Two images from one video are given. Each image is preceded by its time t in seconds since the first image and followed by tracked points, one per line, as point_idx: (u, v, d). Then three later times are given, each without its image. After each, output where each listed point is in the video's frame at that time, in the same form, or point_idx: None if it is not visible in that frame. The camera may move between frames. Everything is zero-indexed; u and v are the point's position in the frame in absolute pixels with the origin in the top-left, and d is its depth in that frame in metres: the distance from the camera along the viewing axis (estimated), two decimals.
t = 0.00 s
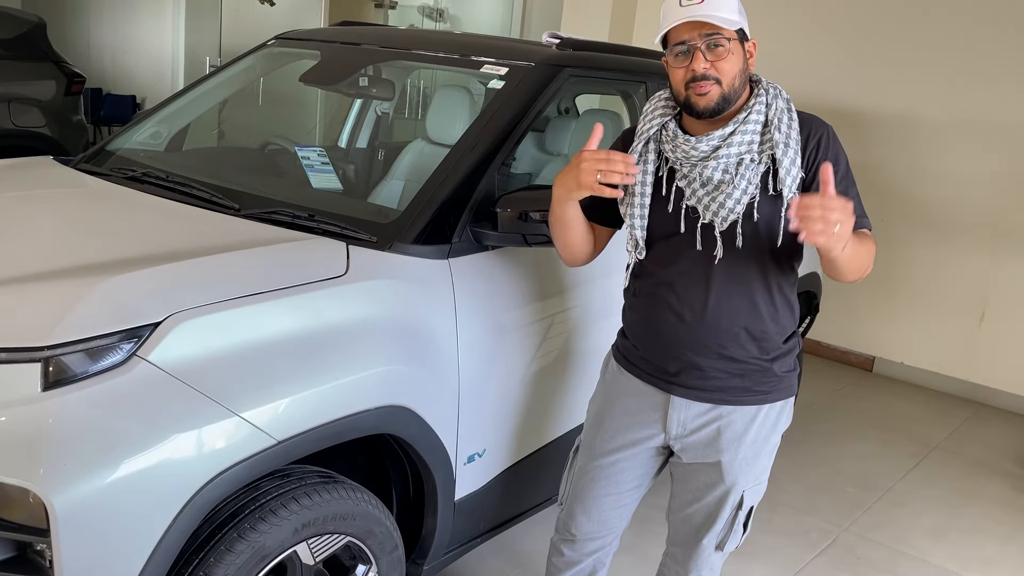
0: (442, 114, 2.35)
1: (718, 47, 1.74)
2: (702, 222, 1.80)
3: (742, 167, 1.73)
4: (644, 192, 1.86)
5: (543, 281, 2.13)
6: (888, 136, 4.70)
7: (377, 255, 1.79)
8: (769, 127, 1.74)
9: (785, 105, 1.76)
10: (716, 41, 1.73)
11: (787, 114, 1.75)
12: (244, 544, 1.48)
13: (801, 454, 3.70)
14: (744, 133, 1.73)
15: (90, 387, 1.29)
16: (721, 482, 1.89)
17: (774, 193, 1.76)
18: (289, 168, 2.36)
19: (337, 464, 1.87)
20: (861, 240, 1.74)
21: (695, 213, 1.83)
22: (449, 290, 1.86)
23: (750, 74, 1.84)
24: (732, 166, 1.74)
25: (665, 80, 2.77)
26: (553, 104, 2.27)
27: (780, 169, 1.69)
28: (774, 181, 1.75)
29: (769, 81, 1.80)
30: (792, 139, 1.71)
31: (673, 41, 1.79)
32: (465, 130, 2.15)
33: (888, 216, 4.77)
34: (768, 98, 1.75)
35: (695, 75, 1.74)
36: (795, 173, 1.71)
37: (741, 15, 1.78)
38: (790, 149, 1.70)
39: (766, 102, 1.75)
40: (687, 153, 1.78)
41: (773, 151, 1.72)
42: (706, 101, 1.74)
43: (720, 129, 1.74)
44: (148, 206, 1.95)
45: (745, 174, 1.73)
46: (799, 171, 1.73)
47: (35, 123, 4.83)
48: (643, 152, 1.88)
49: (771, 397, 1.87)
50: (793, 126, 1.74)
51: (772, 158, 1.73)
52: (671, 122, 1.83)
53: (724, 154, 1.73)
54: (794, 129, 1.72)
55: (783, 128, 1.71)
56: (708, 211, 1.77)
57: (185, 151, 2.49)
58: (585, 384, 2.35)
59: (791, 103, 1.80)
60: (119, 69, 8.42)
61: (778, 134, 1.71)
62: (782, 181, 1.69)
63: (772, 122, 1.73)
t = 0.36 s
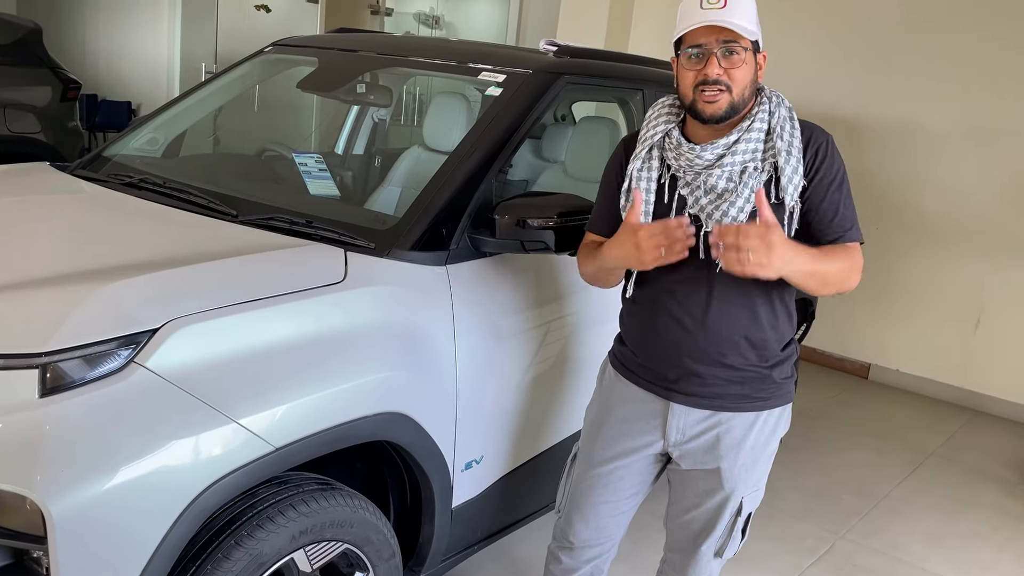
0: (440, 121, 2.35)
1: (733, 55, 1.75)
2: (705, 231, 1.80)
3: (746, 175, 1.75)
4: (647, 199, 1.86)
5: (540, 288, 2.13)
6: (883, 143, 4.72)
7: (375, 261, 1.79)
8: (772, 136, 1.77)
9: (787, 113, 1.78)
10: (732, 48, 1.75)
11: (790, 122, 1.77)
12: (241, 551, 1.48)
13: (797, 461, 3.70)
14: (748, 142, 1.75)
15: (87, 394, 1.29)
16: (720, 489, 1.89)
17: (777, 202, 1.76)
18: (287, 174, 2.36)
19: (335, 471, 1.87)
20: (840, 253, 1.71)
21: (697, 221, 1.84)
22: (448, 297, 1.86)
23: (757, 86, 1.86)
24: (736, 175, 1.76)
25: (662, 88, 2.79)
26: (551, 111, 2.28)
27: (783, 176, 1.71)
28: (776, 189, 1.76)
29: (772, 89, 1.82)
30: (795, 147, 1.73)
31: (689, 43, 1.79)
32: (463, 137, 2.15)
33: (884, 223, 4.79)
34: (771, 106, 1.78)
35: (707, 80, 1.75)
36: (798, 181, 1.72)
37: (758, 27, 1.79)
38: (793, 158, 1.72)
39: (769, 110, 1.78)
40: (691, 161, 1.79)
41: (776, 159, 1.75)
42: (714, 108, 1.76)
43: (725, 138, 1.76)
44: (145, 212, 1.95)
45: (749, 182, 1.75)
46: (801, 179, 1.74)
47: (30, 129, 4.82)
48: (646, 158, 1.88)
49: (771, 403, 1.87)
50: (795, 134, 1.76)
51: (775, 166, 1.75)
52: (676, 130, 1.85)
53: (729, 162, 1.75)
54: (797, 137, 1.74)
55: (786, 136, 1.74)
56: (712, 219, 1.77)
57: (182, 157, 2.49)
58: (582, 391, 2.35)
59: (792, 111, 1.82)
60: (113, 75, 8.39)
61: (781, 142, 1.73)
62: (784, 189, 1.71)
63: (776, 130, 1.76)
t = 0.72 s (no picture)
0: (438, 127, 2.35)
1: (739, 62, 1.75)
2: (707, 240, 1.81)
3: (749, 186, 1.75)
4: (649, 207, 1.85)
5: (539, 296, 2.13)
6: (880, 149, 4.73)
7: (373, 268, 1.79)
8: (776, 147, 1.77)
9: (792, 126, 1.79)
10: (738, 55, 1.75)
11: (795, 135, 1.77)
12: (238, 559, 1.47)
13: (795, 467, 3.70)
14: (753, 153, 1.75)
15: (82, 402, 1.28)
16: (720, 497, 1.88)
17: (780, 216, 1.77)
18: (285, 181, 2.36)
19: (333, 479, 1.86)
20: (840, 272, 1.75)
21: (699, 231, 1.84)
22: (447, 304, 1.86)
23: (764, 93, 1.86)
24: (740, 185, 1.76)
25: (659, 95, 2.79)
26: (548, 117, 2.28)
27: (787, 191, 1.71)
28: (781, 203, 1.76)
29: (778, 100, 1.82)
30: (799, 161, 1.74)
31: (695, 49, 1.80)
32: (461, 143, 2.15)
33: (880, 229, 4.80)
34: (777, 118, 1.78)
35: (712, 87, 1.75)
36: (801, 195, 1.73)
37: (765, 33, 1.79)
38: (798, 171, 1.73)
39: (774, 121, 1.78)
40: (695, 169, 1.79)
41: (780, 172, 1.75)
42: (720, 115, 1.76)
43: (729, 148, 1.76)
44: (142, 219, 1.95)
45: (753, 194, 1.75)
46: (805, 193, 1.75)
47: (27, 135, 4.82)
48: (649, 165, 1.87)
49: (771, 412, 1.86)
50: (801, 148, 1.76)
51: (779, 179, 1.75)
52: (680, 136, 1.85)
53: (733, 173, 1.75)
54: (802, 151, 1.75)
55: (791, 150, 1.74)
56: (714, 229, 1.78)
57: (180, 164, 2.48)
58: (580, 398, 2.35)
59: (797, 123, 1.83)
60: (110, 81, 8.37)
61: (787, 155, 1.73)
62: (788, 202, 1.72)
63: (781, 142, 1.76)
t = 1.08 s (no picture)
0: (435, 130, 2.35)
1: (729, 61, 1.75)
2: (703, 240, 1.81)
3: (746, 188, 1.76)
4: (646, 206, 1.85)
5: (532, 298, 2.12)
6: (877, 151, 4.73)
7: (371, 271, 1.79)
8: (773, 148, 1.76)
9: (790, 126, 1.77)
10: (727, 54, 1.75)
11: (793, 136, 1.75)
12: (234, 565, 1.46)
13: (794, 469, 3.70)
14: (749, 154, 1.74)
15: (77, 407, 1.28)
16: (715, 501, 1.89)
17: (778, 218, 1.79)
18: (282, 184, 2.36)
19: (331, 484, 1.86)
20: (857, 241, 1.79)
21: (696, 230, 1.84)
22: (442, 305, 1.86)
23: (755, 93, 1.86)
24: (736, 186, 1.77)
25: (656, 97, 2.79)
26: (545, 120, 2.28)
27: (786, 193, 1.70)
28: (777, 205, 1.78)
29: (774, 101, 1.81)
30: (798, 163, 1.72)
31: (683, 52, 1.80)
32: (458, 146, 2.15)
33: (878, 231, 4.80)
34: (774, 119, 1.77)
35: (704, 87, 1.75)
36: (800, 197, 1.72)
37: (752, 32, 1.80)
38: (796, 173, 1.71)
39: (771, 122, 1.77)
40: (691, 169, 1.79)
41: (777, 174, 1.75)
42: (713, 114, 1.75)
43: (725, 149, 1.76)
44: (140, 223, 1.95)
45: (750, 195, 1.76)
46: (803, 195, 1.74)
47: (26, 140, 4.83)
48: (644, 164, 1.87)
49: (763, 413, 1.87)
50: (799, 149, 1.74)
51: (776, 180, 1.76)
52: (675, 136, 1.84)
53: (730, 174, 1.75)
54: (800, 152, 1.73)
55: (788, 152, 1.73)
56: (710, 229, 1.79)
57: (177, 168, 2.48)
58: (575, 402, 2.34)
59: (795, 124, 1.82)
60: (108, 86, 8.37)
61: (784, 157, 1.72)
62: (787, 204, 1.71)
63: (778, 143, 1.75)
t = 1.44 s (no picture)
0: (433, 132, 2.35)
1: (680, 52, 1.75)
2: (672, 234, 1.79)
3: (710, 178, 1.74)
4: (611, 205, 1.82)
5: (526, 300, 2.10)
6: (877, 150, 4.73)
7: (369, 273, 1.79)
8: (732, 138, 1.76)
9: (745, 115, 1.77)
10: (679, 45, 1.74)
11: (749, 124, 1.76)
12: (233, 568, 1.46)
13: (796, 470, 3.69)
14: (710, 144, 1.73)
15: (76, 411, 1.27)
16: (703, 496, 1.88)
17: (742, 206, 1.76)
18: (281, 187, 2.35)
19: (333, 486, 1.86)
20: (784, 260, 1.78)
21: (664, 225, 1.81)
22: (442, 308, 1.85)
23: (709, 83, 1.85)
24: (700, 178, 1.74)
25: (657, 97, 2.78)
26: (545, 121, 2.27)
27: (748, 181, 1.70)
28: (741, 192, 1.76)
29: (728, 91, 1.81)
30: (757, 150, 1.73)
31: (636, 42, 1.78)
32: (457, 147, 2.15)
33: (878, 231, 4.79)
34: (729, 108, 1.77)
35: (657, 79, 1.74)
36: (763, 183, 1.72)
37: (705, 22, 1.79)
38: (756, 160, 1.72)
39: (727, 112, 1.77)
40: (653, 164, 1.77)
41: (739, 163, 1.74)
42: (666, 106, 1.74)
43: (685, 141, 1.74)
44: (139, 226, 1.95)
45: (714, 186, 1.74)
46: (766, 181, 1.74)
47: (26, 144, 4.83)
48: (606, 164, 1.84)
49: (743, 403, 1.88)
50: (756, 137, 1.75)
51: (739, 169, 1.75)
52: (635, 133, 1.82)
53: (693, 166, 1.73)
54: (757, 140, 1.74)
55: (747, 140, 1.73)
56: (678, 223, 1.76)
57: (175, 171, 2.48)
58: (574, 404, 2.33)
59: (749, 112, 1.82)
60: (108, 90, 8.37)
61: (744, 145, 1.72)
62: (750, 192, 1.71)
63: (736, 132, 1.74)
